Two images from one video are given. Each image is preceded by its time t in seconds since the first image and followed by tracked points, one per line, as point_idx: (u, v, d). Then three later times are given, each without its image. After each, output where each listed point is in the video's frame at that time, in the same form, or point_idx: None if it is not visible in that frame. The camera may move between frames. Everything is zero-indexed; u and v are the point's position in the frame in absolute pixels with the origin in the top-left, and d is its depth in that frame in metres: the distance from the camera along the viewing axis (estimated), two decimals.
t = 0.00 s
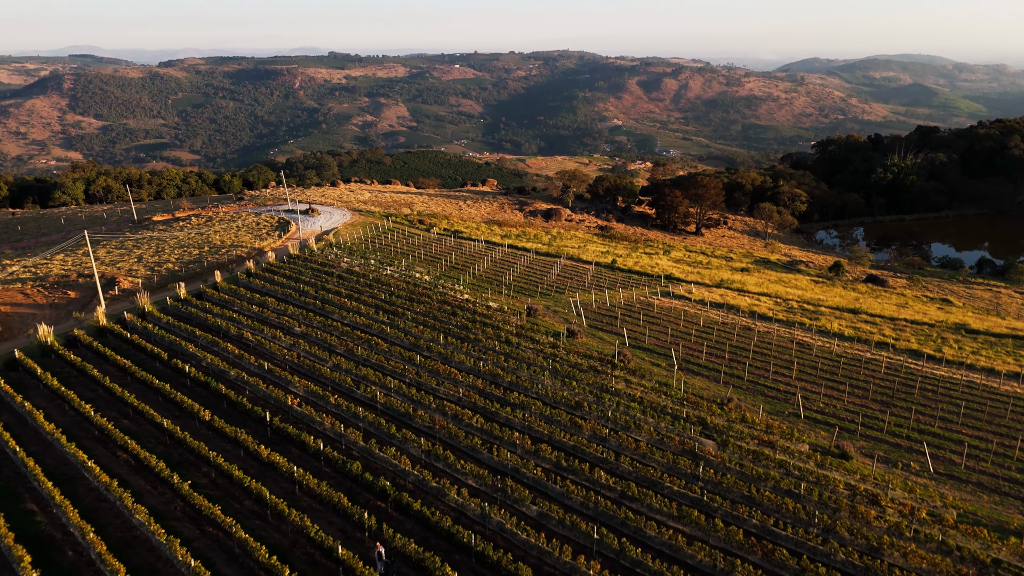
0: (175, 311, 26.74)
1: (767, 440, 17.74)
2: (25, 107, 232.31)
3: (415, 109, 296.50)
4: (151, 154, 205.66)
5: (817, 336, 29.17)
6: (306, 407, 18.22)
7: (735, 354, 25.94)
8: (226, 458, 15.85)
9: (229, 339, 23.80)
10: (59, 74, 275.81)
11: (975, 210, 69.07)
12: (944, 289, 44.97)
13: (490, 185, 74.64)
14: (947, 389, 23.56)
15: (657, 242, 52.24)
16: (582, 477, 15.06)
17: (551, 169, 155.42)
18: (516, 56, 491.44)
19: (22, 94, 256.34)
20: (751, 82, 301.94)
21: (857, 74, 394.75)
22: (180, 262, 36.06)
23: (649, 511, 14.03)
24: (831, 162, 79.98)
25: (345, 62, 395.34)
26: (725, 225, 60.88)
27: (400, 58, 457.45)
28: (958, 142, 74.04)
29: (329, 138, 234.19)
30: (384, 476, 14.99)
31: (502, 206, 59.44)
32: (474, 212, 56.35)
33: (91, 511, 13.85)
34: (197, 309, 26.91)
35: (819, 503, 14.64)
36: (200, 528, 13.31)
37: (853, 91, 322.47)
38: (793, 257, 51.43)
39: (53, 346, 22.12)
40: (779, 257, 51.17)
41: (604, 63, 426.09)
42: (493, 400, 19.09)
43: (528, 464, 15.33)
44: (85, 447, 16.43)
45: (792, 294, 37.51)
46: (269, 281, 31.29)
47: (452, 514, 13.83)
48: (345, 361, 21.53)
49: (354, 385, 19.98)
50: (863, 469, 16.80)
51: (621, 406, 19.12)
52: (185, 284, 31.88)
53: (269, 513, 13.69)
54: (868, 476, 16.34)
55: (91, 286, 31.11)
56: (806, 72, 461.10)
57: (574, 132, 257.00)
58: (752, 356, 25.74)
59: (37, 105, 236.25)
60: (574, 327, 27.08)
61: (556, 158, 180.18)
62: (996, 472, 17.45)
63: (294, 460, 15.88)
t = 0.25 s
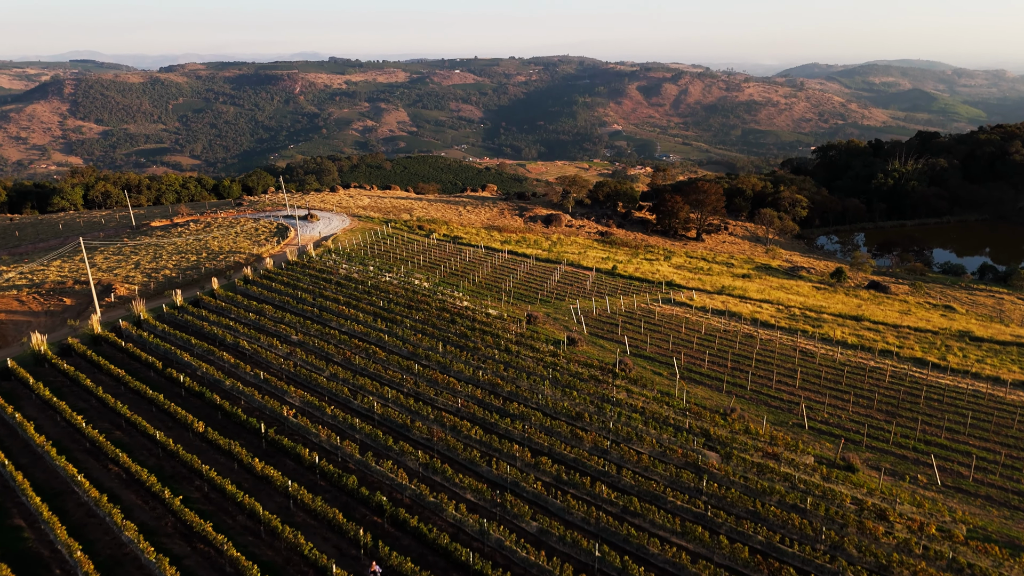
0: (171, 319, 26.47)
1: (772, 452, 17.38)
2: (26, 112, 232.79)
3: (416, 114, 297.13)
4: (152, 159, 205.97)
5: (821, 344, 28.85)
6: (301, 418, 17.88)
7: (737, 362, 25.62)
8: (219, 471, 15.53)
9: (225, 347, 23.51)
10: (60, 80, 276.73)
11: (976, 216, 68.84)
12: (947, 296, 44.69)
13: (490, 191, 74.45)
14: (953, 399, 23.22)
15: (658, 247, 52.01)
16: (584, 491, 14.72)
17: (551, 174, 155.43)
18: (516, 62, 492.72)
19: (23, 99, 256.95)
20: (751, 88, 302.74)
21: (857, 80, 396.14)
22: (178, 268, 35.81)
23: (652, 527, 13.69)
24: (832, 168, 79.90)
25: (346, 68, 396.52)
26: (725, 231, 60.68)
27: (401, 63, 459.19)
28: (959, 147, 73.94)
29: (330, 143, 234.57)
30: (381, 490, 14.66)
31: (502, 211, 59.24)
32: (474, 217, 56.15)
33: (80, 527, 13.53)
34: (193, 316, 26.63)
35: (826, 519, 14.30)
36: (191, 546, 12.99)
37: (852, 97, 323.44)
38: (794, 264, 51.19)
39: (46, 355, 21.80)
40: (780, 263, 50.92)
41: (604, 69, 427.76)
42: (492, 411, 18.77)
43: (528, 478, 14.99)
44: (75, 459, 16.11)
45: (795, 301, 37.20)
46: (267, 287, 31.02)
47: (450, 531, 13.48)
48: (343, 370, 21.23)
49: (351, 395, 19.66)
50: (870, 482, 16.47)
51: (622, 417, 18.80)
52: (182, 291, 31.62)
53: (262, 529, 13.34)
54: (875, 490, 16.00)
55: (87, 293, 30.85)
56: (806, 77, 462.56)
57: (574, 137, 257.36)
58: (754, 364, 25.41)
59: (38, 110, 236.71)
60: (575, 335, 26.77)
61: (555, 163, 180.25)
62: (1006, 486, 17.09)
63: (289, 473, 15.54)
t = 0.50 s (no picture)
0: (167, 327, 26.19)
1: (777, 464, 17.05)
2: (27, 117, 233.22)
3: (416, 119, 297.72)
4: (152, 164, 206.20)
5: (824, 352, 28.53)
6: (297, 430, 17.56)
7: (739, 371, 25.31)
8: (213, 485, 15.20)
9: (220, 356, 23.19)
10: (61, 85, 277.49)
11: (978, 221, 68.62)
12: (950, 302, 44.42)
13: (490, 196, 74.28)
14: (959, 409, 22.88)
15: (658, 253, 51.78)
16: (585, 507, 14.38)
17: (551, 179, 155.49)
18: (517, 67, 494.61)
19: (24, 104, 257.56)
20: (751, 93, 303.35)
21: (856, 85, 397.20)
22: (175, 275, 35.56)
23: (655, 544, 13.34)
24: (832, 173, 79.79)
25: (346, 73, 397.61)
26: (726, 237, 60.46)
27: (401, 69, 460.80)
28: (960, 153, 73.84)
29: (330, 148, 234.89)
30: (377, 505, 14.32)
31: (502, 217, 59.03)
32: (474, 223, 55.95)
33: (68, 544, 13.20)
34: (189, 325, 26.33)
35: (833, 535, 13.96)
36: (182, 564, 12.66)
37: (852, 102, 324.18)
38: (795, 270, 50.95)
39: (39, 364, 21.52)
40: (781, 269, 50.65)
41: (604, 74, 428.93)
42: (491, 422, 18.44)
43: (528, 493, 14.66)
44: (66, 473, 15.80)
45: (797, 308, 36.91)
46: (265, 295, 30.75)
47: (448, 548, 13.15)
48: (340, 380, 20.91)
49: (348, 406, 19.34)
50: (877, 496, 16.12)
51: (624, 428, 18.46)
52: (179, 298, 31.36)
53: (255, 546, 13.02)
54: (883, 504, 15.66)
55: (83, 300, 30.60)
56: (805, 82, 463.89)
57: (574, 142, 257.75)
58: (757, 373, 25.09)
59: (39, 116, 237.17)
60: (575, 343, 26.47)
61: (556, 169, 180.35)
62: (1016, 500, 16.75)
63: (283, 487, 15.22)
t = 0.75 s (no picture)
0: (162, 334, 25.90)
1: (782, 477, 16.71)
2: (27, 122, 233.58)
3: (416, 124, 298.33)
4: (152, 169, 206.39)
5: (827, 360, 28.21)
6: (293, 441, 17.24)
7: (742, 379, 24.99)
8: (205, 499, 14.87)
9: (216, 365, 22.85)
10: (62, 90, 278.13)
11: (979, 226, 68.42)
12: (952, 308, 44.15)
13: (490, 201, 74.11)
14: (965, 419, 22.56)
15: (659, 259, 51.54)
16: (586, 522, 14.05)
17: (550, 184, 155.56)
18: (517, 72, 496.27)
19: (24, 109, 258.09)
20: (750, 98, 304.13)
21: (855, 90, 398.33)
22: (172, 281, 35.29)
23: (658, 561, 13.02)
24: (833, 178, 79.66)
25: (346, 78, 398.60)
26: (727, 242, 60.22)
27: (401, 74, 462.52)
28: (961, 158, 73.73)
29: (330, 153, 235.19)
30: (373, 521, 13.99)
31: (502, 222, 58.78)
32: (473, 229, 55.73)
33: (56, 561, 12.87)
34: (185, 333, 26.02)
35: (841, 551, 13.63)
36: None
37: (851, 107, 325.10)
38: (797, 276, 50.69)
39: (32, 373, 21.20)
40: (782, 275, 50.40)
41: (604, 79, 430.16)
42: (490, 433, 18.12)
43: (528, 507, 14.33)
44: (56, 486, 15.46)
45: (799, 314, 36.61)
46: (262, 301, 30.45)
47: (446, 565, 12.82)
48: (337, 389, 20.59)
49: (345, 416, 19.03)
50: (884, 510, 15.79)
51: (626, 439, 18.11)
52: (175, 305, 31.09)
53: (247, 563, 12.69)
54: (891, 518, 15.33)
55: (79, 307, 30.32)
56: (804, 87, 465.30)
57: (574, 147, 258.11)
58: (760, 382, 24.77)
59: (39, 120, 237.50)
60: (576, 351, 26.17)
61: (556, 173, 180.45)
62: None
63: (278, 501, 14.89)
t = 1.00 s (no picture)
0: (158, 342, 25.59)
1: (788, 490, 16.38)
2: (28, 127, 233.88)
3: (416, 129, 298.88)
4: (152, 174, 206.49)
5: (830, 368, 27.89)
6: (288, 453, 16.90)
7: (745, 388, 24.65)
8: (198, 514, 14.53)
9: (212, 374, 22.53)
10: (63, 95, 278.69)
11: (980, 232, 68.20)
12: (955, 315, 43.85)
13: (490, 206, 73.94)
14: (971, 429, 22.22)
15: (659, 265, 51.28)
16: (587, 538, 13.70)
17: (550, 189, 155.53)
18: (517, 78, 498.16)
19: (25, 114, 258.37)
20: (750, 103, 304.87)
21: (855, 96, 399.45)
22: (169, 288, 35.01)
23: None
24: (833, 183, 79.53)
25: (347, 83, 399.59)
26: (728, 247, 60.01)
27: (402, 79, 464.21)
28: (962, 163, 73.62)
29: (330, 158, 235.45)
30: (369, 537, 13.64)
31: (502, 228, 58.58)
32: (473, 234, 55.50)
33: None
34: (181, 341, 25.73)
35: (849, 569, 13.30)
36: None
37: (851, 112, 325.96)
38: (798, 282, 50.43)
39: (24, 383, 20.88)
40: (784, 281, 50.15)
41: (604, 85, 431.49)
42: (489, 444, 17.78)
43: (528, 522, 13.99)
44: (45, 500, 15.12)
45: (801, 321, 36.31)
46: (259, 308, 30.15)
47: None
48: (333, 399, 20.25)
49: (342, 427, 18.70)
50: (892, 525, 15.45)
51: (628, 450, 17.79)
52: (172, 312, 30.80)
53: None
54: (899, 533, 14.99)
55: (74, 314, 30.03)
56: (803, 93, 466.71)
57: (574, 152, 258.40)
58: (763, 391, 24.42)
59: (40, 125, 237.79)
60: (576, 359, 25.84)
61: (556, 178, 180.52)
62: None
63: (272, 515, 14.55)
